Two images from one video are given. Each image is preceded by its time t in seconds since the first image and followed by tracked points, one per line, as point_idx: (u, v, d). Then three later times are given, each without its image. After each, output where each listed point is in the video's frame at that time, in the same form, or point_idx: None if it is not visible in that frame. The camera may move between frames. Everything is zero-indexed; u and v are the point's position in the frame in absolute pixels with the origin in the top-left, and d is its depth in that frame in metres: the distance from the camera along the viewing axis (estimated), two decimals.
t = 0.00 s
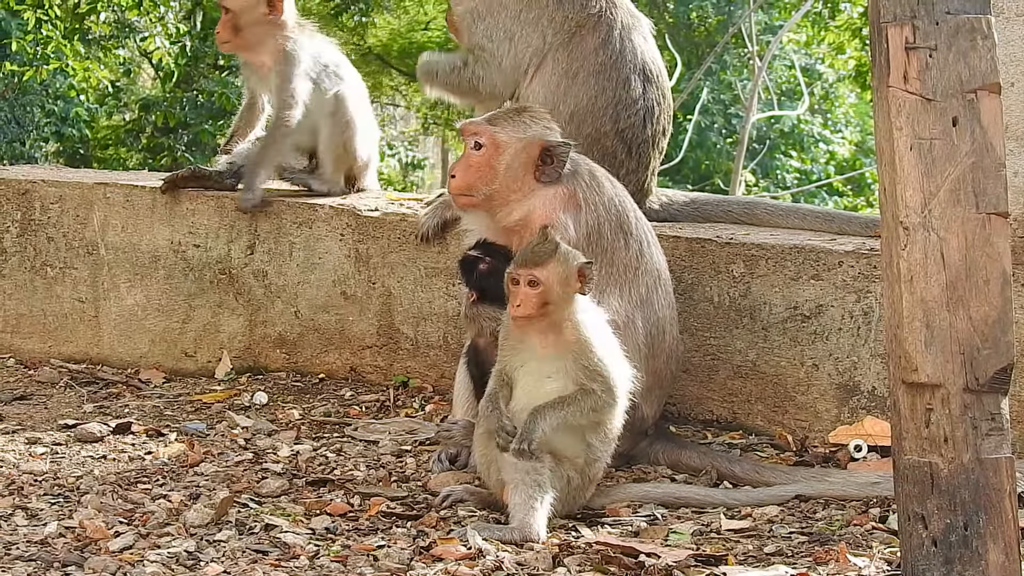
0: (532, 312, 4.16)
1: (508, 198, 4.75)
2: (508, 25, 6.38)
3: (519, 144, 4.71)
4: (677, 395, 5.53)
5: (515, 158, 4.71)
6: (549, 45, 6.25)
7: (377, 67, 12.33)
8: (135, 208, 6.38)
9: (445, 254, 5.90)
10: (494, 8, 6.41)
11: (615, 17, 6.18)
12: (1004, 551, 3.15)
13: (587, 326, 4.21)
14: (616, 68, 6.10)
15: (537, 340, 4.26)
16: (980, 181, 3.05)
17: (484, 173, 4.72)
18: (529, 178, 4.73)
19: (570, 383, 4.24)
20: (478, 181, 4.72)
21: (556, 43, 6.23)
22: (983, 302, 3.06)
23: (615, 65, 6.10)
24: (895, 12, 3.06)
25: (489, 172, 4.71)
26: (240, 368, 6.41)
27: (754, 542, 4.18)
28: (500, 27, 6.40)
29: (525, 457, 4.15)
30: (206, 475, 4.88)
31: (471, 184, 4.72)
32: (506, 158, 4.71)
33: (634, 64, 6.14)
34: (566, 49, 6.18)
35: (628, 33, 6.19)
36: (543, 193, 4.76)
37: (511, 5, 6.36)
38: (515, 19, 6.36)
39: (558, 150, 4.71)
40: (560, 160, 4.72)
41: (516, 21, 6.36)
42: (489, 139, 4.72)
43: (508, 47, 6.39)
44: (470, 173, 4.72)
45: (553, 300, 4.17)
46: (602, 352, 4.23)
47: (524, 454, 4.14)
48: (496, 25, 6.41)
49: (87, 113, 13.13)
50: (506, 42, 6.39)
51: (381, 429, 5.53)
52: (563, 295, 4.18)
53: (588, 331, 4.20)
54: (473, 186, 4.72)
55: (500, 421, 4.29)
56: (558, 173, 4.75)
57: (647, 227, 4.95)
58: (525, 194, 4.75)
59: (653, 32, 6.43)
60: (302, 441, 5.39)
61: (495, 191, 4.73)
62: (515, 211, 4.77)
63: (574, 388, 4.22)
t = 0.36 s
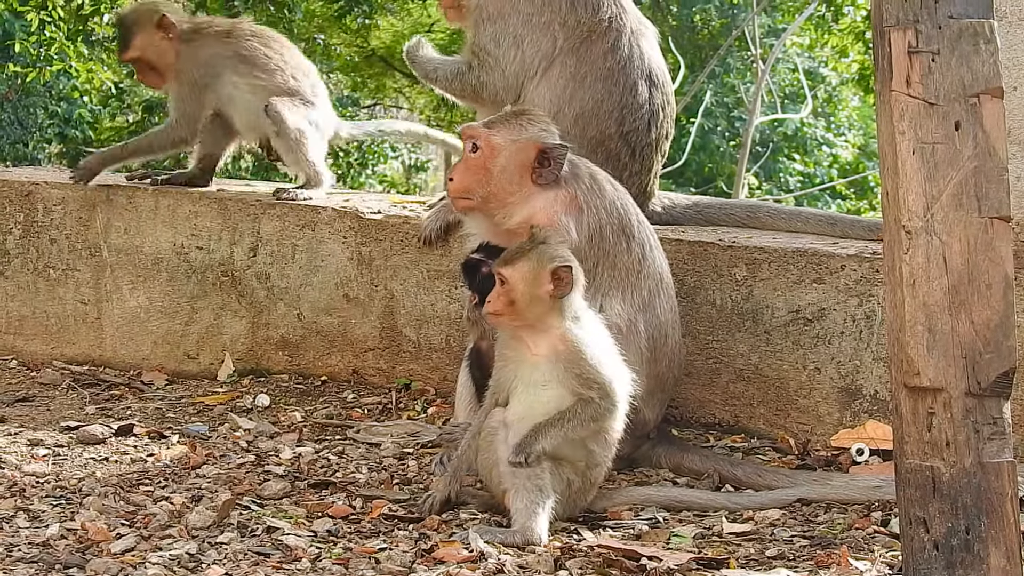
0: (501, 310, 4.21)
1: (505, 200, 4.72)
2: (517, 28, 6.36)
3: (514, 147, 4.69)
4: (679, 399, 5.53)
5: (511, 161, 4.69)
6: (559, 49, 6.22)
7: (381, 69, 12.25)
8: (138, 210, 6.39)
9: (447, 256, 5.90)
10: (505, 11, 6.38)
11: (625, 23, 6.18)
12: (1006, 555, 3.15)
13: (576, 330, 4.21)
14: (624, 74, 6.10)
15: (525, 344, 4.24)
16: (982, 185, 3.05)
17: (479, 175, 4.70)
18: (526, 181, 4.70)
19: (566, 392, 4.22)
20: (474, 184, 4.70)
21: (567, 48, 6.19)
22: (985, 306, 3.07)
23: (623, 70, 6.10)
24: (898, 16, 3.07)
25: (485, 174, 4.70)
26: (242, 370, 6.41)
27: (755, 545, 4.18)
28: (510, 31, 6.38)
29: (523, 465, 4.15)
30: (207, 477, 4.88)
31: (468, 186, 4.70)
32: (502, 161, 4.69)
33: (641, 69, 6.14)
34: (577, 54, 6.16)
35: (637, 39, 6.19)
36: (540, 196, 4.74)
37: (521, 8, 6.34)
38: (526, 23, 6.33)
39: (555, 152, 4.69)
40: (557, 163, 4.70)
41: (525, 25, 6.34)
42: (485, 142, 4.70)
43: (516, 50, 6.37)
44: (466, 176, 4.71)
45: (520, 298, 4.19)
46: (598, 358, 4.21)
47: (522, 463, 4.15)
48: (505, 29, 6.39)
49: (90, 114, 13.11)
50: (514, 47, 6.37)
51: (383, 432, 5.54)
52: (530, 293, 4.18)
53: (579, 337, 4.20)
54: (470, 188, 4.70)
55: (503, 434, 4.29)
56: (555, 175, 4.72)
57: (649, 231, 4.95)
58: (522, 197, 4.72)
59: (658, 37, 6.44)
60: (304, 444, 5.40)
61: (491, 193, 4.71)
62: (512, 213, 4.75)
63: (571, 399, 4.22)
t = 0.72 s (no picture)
0: (501, 313, 4.21)
1: (499, 203, 4.71)
2: (515, 34, 6.35)
3: (506, 148, 4.68)
4: (680, 400, 5.53)
5: (503, 163, 4.68)
6: (558, 55, 6.21)
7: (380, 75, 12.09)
8: (137, 218, 6.40)
9: (446, 261, 5.90)
10: (503, 16, 6.37)
11: (624, 28, 6.18)
12: (1009, 554, 3.15)
13: (575, 335, 4.21)
14: (623, 78, 6.10)
15: (525, 348, 4.24)
16: (980, 184, 3.05)
17: (473, 178, 4.70)
18: (520, 182, 4.70)
19: (566, 397, 4.23)
20: (469, 187, 4.71)
21: (566, 53, 6.18)
22: (984, 304, 3.07)
23: (622, 75, 6.10)
24: (893, 16, 3.07)
25: (478, 177, 4.69)
26: (243, 377, 6.41)
27: (758, 547, 4.17)
28: (508, 37, 6.37)
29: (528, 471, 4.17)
30: (209, 484, 4.88)
31: (462, 189, 4.71)
32: (494, 162, 4.68)
33: (640, 74, 6.15)
34: (576, 59, 6.15)
35: (636, 44, 6.20)
36: (536, 198, 4.73)
37: (519, 14, 6.32)
38: (523, 28, 6.32)
39: (549, 154, 4.68)
40: (550, 164, 4.70)
41: (523, 31, 6.32)
42: (478, 145, 4.68)
43: (514, 56, 6.35)
44: (462, 180, 4.71)
45: (520, 300, 4.19)
46: (599, 360, 4.22)
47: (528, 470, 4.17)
48: (503, 35, 6.38)
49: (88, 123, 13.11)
50: (511, 53, 6.36)
51: (384, 437, 5.53)
52: (531, 296, 4.18)
53: (579, 342, 4.20)
54: (464, 191, 4.71)
55: (504, 438, 4.27)
56: (549, 177, 4.71)
57: (648, 233, 4.96)
58: (516, 199, 4.71)
59: (656, 40, 6.44)
60: (306, 450, 5.39)
61: (485, 195, 4.71)
62: (508, 216, 4.74)
63: (572, 403, 4.23)
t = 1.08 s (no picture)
0: (507, 313, 4.20)
1: (502, 209, 4.72)
2: (517, 35, 6.36)
3: (509, 154, 4.70)
4: (678, 406, 5.53)
5: (507, 169, 4.69)
6: (559, 57, 6.21)
7: (380, 78, 12.19)
8: (137, 218, 6.40)
9: (446, 264, 5.90)
10: (505, 15, 6.38)
11: (627, 33, 6.19)
12: (1005, 563, 3.15)
13: (575, 339, 4.20)
14: (625, 84, 6.11)
15: (526, 352, 4.24)
16: (982, 193, 3.06)
17: (477, 185, 4.71)
18: (523, 188, 4.70)
19: (564, 402, 4.23)
20: (473, 195, 4.72)
21: (567, 56, 6.19)
22: (983, 314, 3.07)
23: (624, 80, 6.11)
24: (897, 25, 3.08)
25: (483, 184, 4.71)
26: (240, 378, 6.41)
27: (754, 553, 4.17)
28: (510, 36, 6.38)
29: (529, 477, 4.17)
30: (206, 484, 4.88)
31: (466, 197, 4.72)
32: (498, 169, 4.70)
33: (643, 80, 6.16)
34: (577, 63, 6.16)
35: (639, 50, 6.20)
36: (538, 203, 4.74)
37: (521, 15, 6.34)
38: (525, 31, 6.33)
39: (552, 158, 4.69)
40: (554, 167, 4.70)
41: (525, 32, 6.34)
42: (481, 152, 4.71)
43: (513, 57, 6.37)
44: (466, 186, 4.73)
45: (528, 303, 4.18)
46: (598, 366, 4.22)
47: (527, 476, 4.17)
48: (504, 36, 6.39)
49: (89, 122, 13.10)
50: (511, 53, 6.38)
51: (382, 440, 5.53)
52: (539, 298, 4.19)
53: (579, 347, 4.20)
54: (468, 199, 4.72)
55: (501, 443, 4.28)
56: (553, 181, 4.72)
57: (647, 239, 4.96)
58: (519, 204, 4.72)
59: (660, 47, 6.45)
60: (303, 452, 5.39)
61: (489, 203, 4.72)
62: (510, 222, 4.75)
63: (571, 408, 4.22)
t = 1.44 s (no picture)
0: (482, 311, 4.24)
1: (495, 211, 4.73)
2: (508, 32, 6.35)
3: (503, 156, 4.69)
4: (662, 406, 5.55)
5: (501, 171, 4.69)
6: (548, 55, 6.21)
7: (367, 74, 12.14)
8: (123, 209, 6.38)
9: (432, 260, 5.89)
10: (497, 11, 6.38)
11: (617, 32, 6.19)
12: (986, 566, 3.17)
13: (561, 336, 4.20)
14: (614, 83, 6.12)
15: (509, 350, 4.26)
16: (968, 197, 3.07)
17: (471, 188, 4.71)
18: (516, 188, 4.71)
19: (548, 399, 4.23)
20: (466, 198, 4.72)
21: (556, 54, 6.19)
22: (969, 318, 3.08)
23: (613, 79, 6.12)
24: (886, 27, 3.09)
25: (476, 187, 4.70)
26: (224, 371, 6.39)
27: (736, 553, 4.18)
28: (501, 33, 6.38)
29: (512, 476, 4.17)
30: (189, 477, 4.87)
31: (459, 201, 4.72)
32: (492, 172, 4.69)
33: (632, 79, 6.17)
34: (567, 61, 6.16)
35: (629, 49, 6.20)
36: (529, 202, 4.74)
37: (513, 12, 6.34)
38: (517, 27, 6.32)
39: (544, 156, 4.69)
40: (546, 165, 4.70)
41: (516, 29, 6.33)
42: (474, 155, 4.71)
43: (504, 53, 6.37)
44: (459, 189, 4.72)
45: (499, 300, 4.21)
46: (581, 363, 4.22)
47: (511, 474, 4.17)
48: (495, 32, 6.39)
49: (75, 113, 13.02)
50: (501, 50, 6.38)
51: (365, 435, 5.53)
52: (509, 293, 4.21)
53: (565, 344, 4.19)
54: (461, 202, 4.72)
55: (485, 440, 4.29)
56: (545, 179, 4.72)
57: (633, 237, 4.96)
58: (510, 204, 4.72)
59: (650, 46, 6.45)
60: (286, 446, 5.38)
61: (483, 206, 4.72)
62: (502, 223, 4.75)
63: (555, 406, 4.22)
